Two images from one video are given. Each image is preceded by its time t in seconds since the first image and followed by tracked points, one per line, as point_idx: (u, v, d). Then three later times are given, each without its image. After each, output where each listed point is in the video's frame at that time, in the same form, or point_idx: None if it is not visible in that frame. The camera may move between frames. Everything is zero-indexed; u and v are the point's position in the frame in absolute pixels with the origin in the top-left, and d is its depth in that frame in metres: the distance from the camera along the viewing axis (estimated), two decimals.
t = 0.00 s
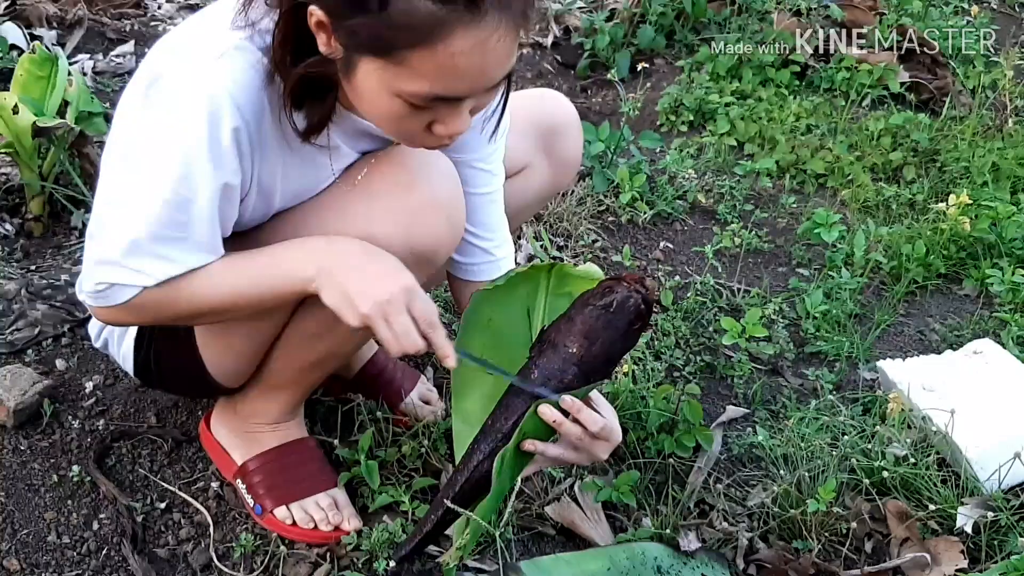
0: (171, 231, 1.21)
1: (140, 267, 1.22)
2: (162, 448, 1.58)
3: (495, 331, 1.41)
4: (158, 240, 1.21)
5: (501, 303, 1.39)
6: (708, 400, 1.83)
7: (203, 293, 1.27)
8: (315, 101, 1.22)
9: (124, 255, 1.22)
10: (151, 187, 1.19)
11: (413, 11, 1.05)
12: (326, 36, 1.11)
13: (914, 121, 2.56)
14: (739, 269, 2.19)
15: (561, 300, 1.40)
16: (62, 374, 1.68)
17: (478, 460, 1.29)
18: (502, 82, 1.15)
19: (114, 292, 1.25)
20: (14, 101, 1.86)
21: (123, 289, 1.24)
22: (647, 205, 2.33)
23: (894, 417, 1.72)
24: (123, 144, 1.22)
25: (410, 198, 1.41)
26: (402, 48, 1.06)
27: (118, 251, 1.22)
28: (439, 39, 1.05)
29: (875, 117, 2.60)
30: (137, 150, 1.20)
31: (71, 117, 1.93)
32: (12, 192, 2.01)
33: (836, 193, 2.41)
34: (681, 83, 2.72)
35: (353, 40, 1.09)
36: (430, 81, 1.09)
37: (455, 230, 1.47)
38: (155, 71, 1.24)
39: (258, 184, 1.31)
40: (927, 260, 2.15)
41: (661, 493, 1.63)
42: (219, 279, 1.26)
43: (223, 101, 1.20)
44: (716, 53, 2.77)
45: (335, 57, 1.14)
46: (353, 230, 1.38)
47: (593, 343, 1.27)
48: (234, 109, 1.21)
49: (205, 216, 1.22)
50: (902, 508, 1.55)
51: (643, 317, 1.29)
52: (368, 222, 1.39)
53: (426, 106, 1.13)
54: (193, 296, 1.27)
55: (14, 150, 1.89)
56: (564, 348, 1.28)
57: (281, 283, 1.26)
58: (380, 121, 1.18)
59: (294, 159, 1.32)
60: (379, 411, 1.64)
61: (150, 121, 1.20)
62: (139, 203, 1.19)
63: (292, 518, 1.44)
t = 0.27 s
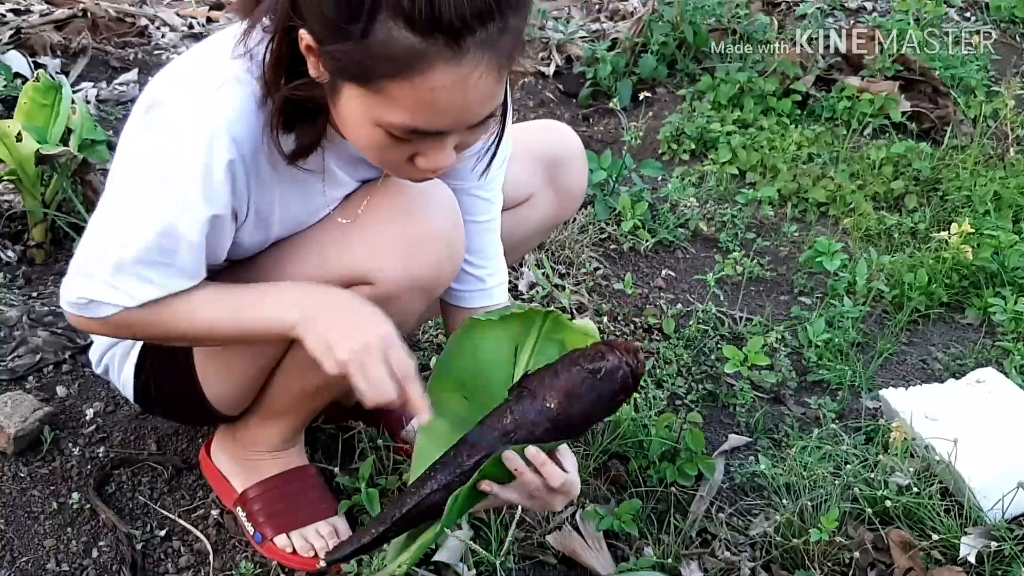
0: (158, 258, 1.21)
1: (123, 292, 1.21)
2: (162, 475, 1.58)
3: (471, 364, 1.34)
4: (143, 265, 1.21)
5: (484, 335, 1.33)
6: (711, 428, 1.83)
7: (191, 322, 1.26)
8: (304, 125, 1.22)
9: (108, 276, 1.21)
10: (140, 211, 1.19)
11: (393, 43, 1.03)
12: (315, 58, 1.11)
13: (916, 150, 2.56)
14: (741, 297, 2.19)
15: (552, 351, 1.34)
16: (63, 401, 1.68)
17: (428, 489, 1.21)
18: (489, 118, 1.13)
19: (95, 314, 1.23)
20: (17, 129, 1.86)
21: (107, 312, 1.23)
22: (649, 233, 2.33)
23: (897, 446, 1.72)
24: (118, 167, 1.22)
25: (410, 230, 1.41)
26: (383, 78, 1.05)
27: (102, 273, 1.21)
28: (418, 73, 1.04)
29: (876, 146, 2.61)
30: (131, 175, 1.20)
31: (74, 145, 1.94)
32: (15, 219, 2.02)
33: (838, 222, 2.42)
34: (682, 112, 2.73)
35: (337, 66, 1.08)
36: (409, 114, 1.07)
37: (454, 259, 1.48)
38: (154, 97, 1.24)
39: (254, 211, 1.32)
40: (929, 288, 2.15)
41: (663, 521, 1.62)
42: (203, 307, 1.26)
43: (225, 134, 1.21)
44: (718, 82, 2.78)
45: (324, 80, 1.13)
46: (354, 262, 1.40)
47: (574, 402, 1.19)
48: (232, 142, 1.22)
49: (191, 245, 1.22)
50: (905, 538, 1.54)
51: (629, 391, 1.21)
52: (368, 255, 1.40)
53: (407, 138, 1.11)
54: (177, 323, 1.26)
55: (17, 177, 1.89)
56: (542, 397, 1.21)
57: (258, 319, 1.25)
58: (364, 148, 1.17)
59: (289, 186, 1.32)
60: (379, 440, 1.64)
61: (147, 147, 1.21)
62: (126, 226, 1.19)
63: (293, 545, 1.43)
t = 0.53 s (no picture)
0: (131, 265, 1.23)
1: (94, 294, 1.23)
2: (163, 487, 1.58)
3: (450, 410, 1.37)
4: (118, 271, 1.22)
5: (455, 383, 1.35)
6: (712, 441, 1.83)
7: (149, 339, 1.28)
8: (292, 133, 1.21)
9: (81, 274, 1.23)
10: (119, 217, 1.20)
11: (373, 57, 1.03)
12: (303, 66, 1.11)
13: (917, 164, 2.56)
14: (742, 310, 2.19)
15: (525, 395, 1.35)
16: (64, 413, 1.68)
17: (401, 543, 1.23)
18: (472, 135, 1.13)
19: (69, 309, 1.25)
20: (21, 141, 1.86)
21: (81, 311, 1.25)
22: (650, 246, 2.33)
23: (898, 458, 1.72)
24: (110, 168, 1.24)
25: (405, 239, 1.40)
26: (362, 91, 1.05)
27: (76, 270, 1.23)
28: (396, 89, 1.04)
29: (877, 159, 2.61)
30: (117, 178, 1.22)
31: (78, 157, 1.95)
32: (17, 231, 2.03)
33: (839, 235, 2.42)
34: (684, 125, 2.73)
35: (320, 76, 1.08)
36: (387, 128, 1.08)
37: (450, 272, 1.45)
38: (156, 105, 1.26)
39: (244, 223, 1.32)
40: (930, 301, 2.15)
41: (664, 535, 1.62)
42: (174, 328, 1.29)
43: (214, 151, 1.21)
44: (720, 95, 2.78)
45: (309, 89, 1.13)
46: (346, 268, 1.39)
47: (552, 457, 1.22)
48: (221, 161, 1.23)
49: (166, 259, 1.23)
50: (907, 551, 1.54)
51: (607, 443, 1.24)
52: (362, 262, 1.39)
53: (388, 152, 1.12)
54: (142, 336, 1.28)
55: (21, 189, 1.89)
56: (519, 449, 1.23)
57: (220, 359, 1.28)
58: (347, 161, 1.17)
59: (279, 195, 1.32)
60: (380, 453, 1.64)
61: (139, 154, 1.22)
62: (104, 229, 1.20)
63: (293, 558, 1.43)
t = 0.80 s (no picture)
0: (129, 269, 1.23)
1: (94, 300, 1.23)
2: (164, 492, 1.58)
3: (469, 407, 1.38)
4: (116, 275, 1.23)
5: (478, 380, 1.36)
6: (714, 447, 1.82)
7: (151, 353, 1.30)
8: (272, 133, 1.21)
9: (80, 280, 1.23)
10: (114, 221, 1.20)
11: (343, 60, 1.03)
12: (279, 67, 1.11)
13: (919, 169, 2.56)
14: (744, 315, 2.18)
15: (544, 395, 1.39)
16: (65, 418, 1.68)
17: (421, 544, 1.26)
18: (448, 139, 1.13)
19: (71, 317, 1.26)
20: (23, 146, 1.87)
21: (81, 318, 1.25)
22: (652, 251, 2.33)
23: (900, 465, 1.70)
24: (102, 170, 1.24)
25: (396, 242, 1.40)
26: (333, 93, 1.06)
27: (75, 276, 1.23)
28: (365, 93, 1.04)
29: (879, 163, 2.61)
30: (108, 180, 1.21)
31: (79, 162, 1.95)
32: (19, 236, 2.03)
33: (842, 241, 2.42)
34: (686, 130, 2.73)
35: (294, 78, 1.08)
36: (358, 131, 1.08)
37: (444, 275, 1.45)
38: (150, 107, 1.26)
39: (235, 228, 1.32)
40: (932, 307, 2.15)
41: (666, 541, 1.62)
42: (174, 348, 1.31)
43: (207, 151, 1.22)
44: (722, 101, 2.78)
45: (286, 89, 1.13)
46: (339, 270, 1.40)
47: (581, 463, 1.27)
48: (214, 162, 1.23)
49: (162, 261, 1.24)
50: (909, 558, 1.52)
51: (635, 453, 1.29)
52: (353, 266, 1.39)
53: (364, 153, 1.12)
54: (144, 350, 1.30)
55: (22, 194, 1.89)
56: (548, 453, 1.28)
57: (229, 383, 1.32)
58: (325, 162, 1.17)
59: (266, 198, 1.31)
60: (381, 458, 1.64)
61: (131, 154, 1.21)
62: (101, 233, 1.20)
63: (294, 563, 1.43)
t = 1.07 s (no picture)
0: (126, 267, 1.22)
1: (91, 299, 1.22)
2: (164, 496, 1.58)
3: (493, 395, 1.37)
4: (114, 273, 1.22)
5: (504, 367, 1.34)
6: (714, 450, 1.82)
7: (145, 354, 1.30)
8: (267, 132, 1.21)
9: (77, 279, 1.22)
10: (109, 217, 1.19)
11: (335, 56, 1.03)
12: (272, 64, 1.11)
13: (919, 172, 2.56)
14: (745, 318, 2.18)
15: (568, 389, 1.37)
16: (65, 421, 1.68)
17: (433, 528, 1.23)
18: (443, 134, 1.13)
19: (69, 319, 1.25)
20: (23, 149, 1.87)
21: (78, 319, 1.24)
22: (652, 254, 2.33)
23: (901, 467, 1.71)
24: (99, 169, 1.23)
25: (390, 246, 1.40)
26: (325, 90, 1.05)
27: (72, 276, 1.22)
28: (358, 88, 1.04)
29: (880, 167, 2.61)
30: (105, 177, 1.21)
31: (79, 165, 1.95)
32: (19, 239, 2.03)
33: (842, 243, 2.41)
34: (686, 134, 2.73)
35: (287, 75, 1.08)
36: (352, 127, 1.08)
37: (441, 277, 1.45)
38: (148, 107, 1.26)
39: (232, 230, 1.32)
40: (933, 310, 2.15)
41: (666, 545, 1.61)
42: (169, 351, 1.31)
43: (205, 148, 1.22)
44: (722, 104, 2.78)
45: (280, 87, 1.13)
46: (335, 274, 1.40)
47: (606, 460, 1.24)
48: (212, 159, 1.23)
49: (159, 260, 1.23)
50: (910, 561, 1.53)
51: (659, 452, 1.28)
52: (349, 269, 1.39)
53: (359, 150, 1.11)
54: (137, 351, 1.30)
55: (23, 197, 1.89)
56: (572, 448, 1.25)
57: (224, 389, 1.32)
58: (320, 160, 1.17)
59: (262, 200, 1.31)
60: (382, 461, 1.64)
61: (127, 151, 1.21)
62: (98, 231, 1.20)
63: (294, 567, 1.42)
